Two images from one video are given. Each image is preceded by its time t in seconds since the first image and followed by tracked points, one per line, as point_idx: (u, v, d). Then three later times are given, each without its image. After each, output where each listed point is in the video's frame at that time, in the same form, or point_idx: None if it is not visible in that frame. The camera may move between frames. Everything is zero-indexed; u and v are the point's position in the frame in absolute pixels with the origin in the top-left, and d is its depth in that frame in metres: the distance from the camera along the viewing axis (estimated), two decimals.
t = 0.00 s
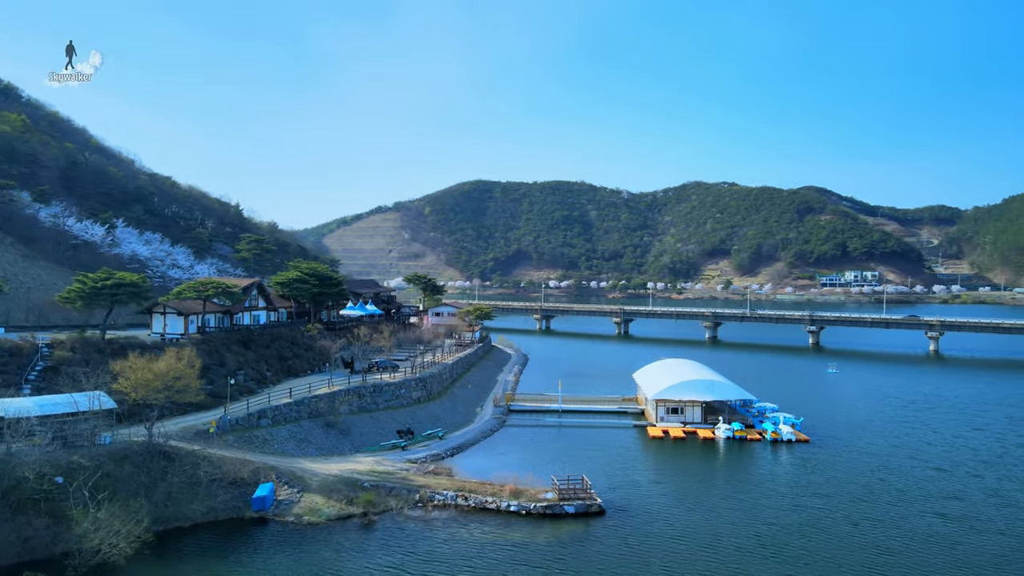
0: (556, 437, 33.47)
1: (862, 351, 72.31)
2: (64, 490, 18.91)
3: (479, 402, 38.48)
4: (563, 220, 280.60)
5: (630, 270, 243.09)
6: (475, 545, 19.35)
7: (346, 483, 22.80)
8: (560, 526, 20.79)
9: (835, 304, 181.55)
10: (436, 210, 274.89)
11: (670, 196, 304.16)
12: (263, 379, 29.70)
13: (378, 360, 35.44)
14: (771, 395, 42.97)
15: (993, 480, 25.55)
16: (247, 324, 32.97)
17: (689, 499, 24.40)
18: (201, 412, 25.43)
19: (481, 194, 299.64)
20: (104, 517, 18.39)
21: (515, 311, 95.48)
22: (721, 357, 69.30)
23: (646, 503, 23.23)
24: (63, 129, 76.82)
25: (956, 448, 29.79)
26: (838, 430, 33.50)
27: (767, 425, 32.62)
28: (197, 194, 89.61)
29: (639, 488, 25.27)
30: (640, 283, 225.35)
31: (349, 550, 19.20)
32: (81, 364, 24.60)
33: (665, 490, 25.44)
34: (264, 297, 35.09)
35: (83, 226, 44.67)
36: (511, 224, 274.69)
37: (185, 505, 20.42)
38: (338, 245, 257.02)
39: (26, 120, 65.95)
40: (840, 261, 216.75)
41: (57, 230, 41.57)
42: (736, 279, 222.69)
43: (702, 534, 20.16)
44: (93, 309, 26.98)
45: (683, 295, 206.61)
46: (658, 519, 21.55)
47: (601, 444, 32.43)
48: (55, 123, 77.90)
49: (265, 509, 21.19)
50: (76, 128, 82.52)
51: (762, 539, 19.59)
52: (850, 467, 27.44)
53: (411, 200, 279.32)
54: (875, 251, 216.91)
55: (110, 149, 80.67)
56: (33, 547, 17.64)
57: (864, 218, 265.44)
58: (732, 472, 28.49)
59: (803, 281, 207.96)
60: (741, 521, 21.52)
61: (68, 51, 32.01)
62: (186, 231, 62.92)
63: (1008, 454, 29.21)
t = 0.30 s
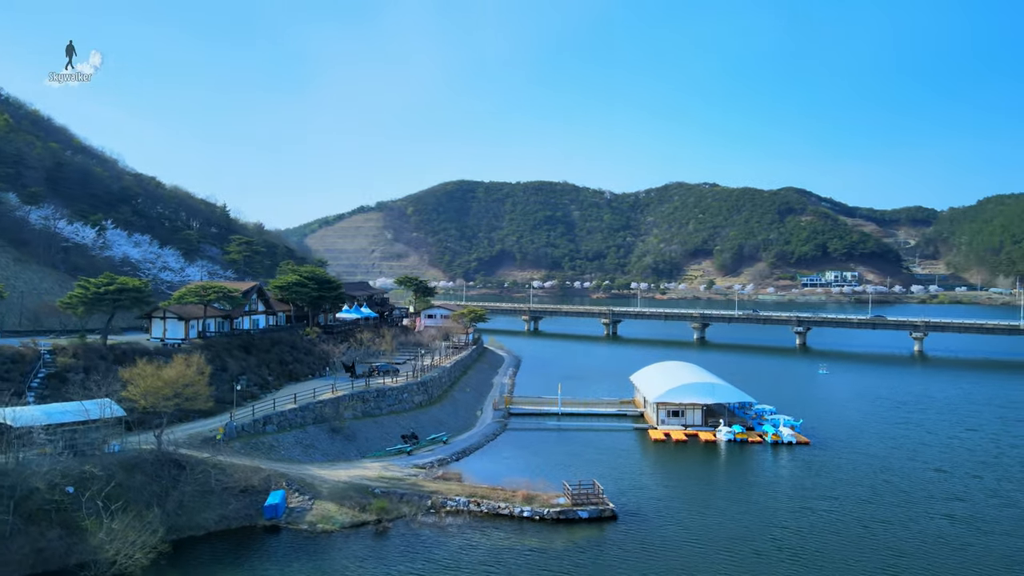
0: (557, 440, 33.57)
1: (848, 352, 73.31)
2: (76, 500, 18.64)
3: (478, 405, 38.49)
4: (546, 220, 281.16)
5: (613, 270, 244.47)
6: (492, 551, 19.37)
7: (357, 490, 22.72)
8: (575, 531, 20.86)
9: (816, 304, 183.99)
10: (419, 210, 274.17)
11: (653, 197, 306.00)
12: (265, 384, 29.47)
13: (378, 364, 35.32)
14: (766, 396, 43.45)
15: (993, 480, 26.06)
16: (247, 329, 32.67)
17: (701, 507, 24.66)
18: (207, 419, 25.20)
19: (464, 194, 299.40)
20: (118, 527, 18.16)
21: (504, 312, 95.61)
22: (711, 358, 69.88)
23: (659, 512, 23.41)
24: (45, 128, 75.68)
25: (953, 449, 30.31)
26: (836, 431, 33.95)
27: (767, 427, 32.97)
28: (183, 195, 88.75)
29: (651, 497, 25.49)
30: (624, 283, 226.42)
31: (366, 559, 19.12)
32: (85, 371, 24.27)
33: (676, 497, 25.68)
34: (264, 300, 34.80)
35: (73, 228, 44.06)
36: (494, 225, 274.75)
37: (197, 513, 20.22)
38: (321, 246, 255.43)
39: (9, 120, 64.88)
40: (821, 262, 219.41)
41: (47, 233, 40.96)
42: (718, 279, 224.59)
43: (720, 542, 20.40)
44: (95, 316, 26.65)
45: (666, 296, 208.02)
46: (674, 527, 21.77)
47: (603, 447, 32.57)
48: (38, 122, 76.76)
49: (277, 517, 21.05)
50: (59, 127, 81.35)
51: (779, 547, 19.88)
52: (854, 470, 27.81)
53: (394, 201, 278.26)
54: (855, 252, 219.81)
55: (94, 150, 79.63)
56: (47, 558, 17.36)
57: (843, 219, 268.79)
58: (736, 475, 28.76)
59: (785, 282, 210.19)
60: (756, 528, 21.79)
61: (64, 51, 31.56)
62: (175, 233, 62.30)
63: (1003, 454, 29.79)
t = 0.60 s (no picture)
0: (559, 443, 33.66)
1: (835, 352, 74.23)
2: (89, 510, 18.40)
3: (477, 408, 38.50)
4: (529, 220, 281.48)
5: (597, 271, 245.59)
6: (511, 557, 19.43)
7: (369, 497, 22.64)
8: (589, 535, 20.98)
9: (797, 304, 186.27)
10: (402, 210, 273.17)
11: (635, 197, 307.59)
12: (268, 389, 29.24)
13: (379, 368, 35.18)
14: (761, 397, 43.90)
15: (993, 480, 26.58)
16: (247, 333, 32.40)
17: (711, 510, 24.93)
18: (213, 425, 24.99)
19: (447, 194, 299.01)
20: (134, 537, 17.94)
21: (492, 314, 95.69)
22: (701, 359, 70.40)
23: (672, 515, 23.64)
24: (27, 126, 74.46)
25: (951, 449, 30.86)
26: (834, 433, 34.39)
27: (767, 429, 33.31)
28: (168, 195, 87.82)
29: (661, 499, 25.70)
30: (607, 283, 227.38)
31: (384, 566, 19.09)
32: (88, 378, 23.94)
33: (685, 500, 25.95)
34: (263, 304, 34.52)
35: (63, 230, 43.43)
36: (477, 225, 274.66)
37: (210, 521, 20.03)
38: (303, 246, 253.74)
39: None
40: (802, 262, 221.87)
41: (38, 236, 40.35)
42: (701, 279, 226.35)
43: (736, 543, 20.67)
44: (97, 321, 26.32)
45: (649, 296, 209.25)
46: (689, 530, 22.01)
47: (606, 450, 32.71)
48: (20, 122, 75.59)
49: (290, 524, 20.91)
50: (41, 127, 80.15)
51: (794, 546, 20.20)
52: (856, 471, 28.22)
53: (377, 201, 277.29)
54: (835, 252, 222.45)
55: (77, 150, 78.56)
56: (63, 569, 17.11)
57: (823, 219, 271.99)
58: (741, 477, 29.07)
59: (766, 282, 212.28)
60: (769, 529, 22.09)
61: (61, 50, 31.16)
62: (163, 234, 61.60)
63: (999, 455, 30.38)
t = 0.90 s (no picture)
0: (560, 446, 33.80)
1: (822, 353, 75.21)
2: (102, 521, 18.19)
3: (477, 411, 38.56)
4: (513, 221, 281.80)
5: (580, 272, 246.48)
6: (528, 562, 19.55)
7: (381, 504, 22.61)
8: (602, 539, 21.13)
9: (779, 304, 188.76)
10: (385, 209, 272.10)
11: (618, 198, 309.06)
12: (271, 395, 29.07)
13: (380, 372, 35.15)
14: (755, 398, 44.39)
15: (990, 481, 27.18)
16: (248, 338, 32.15)
17: (718, 513, 25.23)
18: (220, 432, 24.83)
19: (430, 194, 298.48)
20: (150, 547, 17.78)
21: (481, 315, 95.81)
22: (690, 361, 70.97)
23: (682, 519, 23.90)
24: (9, 126, 73.31)
25: (946, 451, 31.46)
26: (831, 435, 34.94)
27: (767, 431, 33.72)
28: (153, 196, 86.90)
29: (668, 503, 25.97)
30: (591, 283, 228.18)
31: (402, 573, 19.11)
32: (93, 386, 23.69)
33: (692, 503, 26.24)
34: (263, 308, 34.31)
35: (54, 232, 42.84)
36: (461, 225, 274.43)
37: (223, 530, 19.91)
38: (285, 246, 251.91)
39: None
40: (783, 263, 224.22)
41: (29, 239, 39.80)
42: (683, 279, 228.04)
43: (749, 546, 20.97)
44: (100, 327, 26.06)
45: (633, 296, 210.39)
46: (701, 534, 22.28)
47: (607, 453, 32.91)
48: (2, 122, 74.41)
49: (303, 532, 20.77)
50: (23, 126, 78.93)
51: (806, 549, 20.54)
52: (856, 474, 28.68)
53: (360, 201, 276.19)
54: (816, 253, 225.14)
55: (61, 150, 77.51)
56: None
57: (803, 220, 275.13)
58: (743, 479, 29.42)
59: (748, 282, 214.28)
60: (778, 532, 22.42)
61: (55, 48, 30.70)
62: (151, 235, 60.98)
63: (993, 455, 31.06)
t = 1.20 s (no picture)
0: (561, 450, 33.98)
1: (809, 354, 76.17)
2: (118, 531, 17.94)
3: (476, 414, 38.62)
4: (496, 221, 281.94)
5: (564, 273, 247.36)
6: (544, 568, 19.69)
7: (393, 510, 22.63)
8: (615, 543, 21.36)
9: (760, 304, 191.10)
10: (367, 209, 270.89)
11: (601, 198, 310.39)
12: (275, 400, 28.92)
13: (380, 377, 35.10)
14: (750, 399, 44.91)
15: (986, 481, 27.79)
16: (249, 343, 31.94)
17: (725, 515, 25.60)
18: (228, 438, 24.73)
19: (413, 194, 297.64)
20: (168, 556, 17.63)
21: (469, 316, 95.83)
22: (680, 362, 71.56)
23: (690, 522, 24.24)
24: None
25: (941, 452, 32.09)
26: (827, 436, 35.47)
27: (765, 433, 34.14)
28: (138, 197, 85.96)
29: (675, 506, 26.32)
30: (575, 284, 228.90)
31: None
32: (99, 393, 23.46)
33: (698, 506, 26.61)
34: (263, 312, 34.09)
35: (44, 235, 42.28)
36: (444, 225, 273.99)
37: (237, 538, 19.80)
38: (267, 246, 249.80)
39: None
40: (765, 263, 226.42)
41: (20, 242, 39.27)
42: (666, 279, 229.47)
43: (759, 548, 21.40)
44: (103, 333, 25.79)
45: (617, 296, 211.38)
46: (710, 537, 22.66)
47: (608, 456, 33.13)
48: None
49: (317, 539, 20.71)
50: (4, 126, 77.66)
51: (815, 550, 21.00)
52: (856, 476, 29.15)
53: (342, 201, 274.70)
54: (797, 253, 227.56)
55: (43, 150, 76.41)
56: None
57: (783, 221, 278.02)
58: (745, 481, 29.79)
59: (730, 282, 216.14)
60: (786, 534, 22.85)
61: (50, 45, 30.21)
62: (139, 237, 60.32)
63: (987, 455, 31.75)
